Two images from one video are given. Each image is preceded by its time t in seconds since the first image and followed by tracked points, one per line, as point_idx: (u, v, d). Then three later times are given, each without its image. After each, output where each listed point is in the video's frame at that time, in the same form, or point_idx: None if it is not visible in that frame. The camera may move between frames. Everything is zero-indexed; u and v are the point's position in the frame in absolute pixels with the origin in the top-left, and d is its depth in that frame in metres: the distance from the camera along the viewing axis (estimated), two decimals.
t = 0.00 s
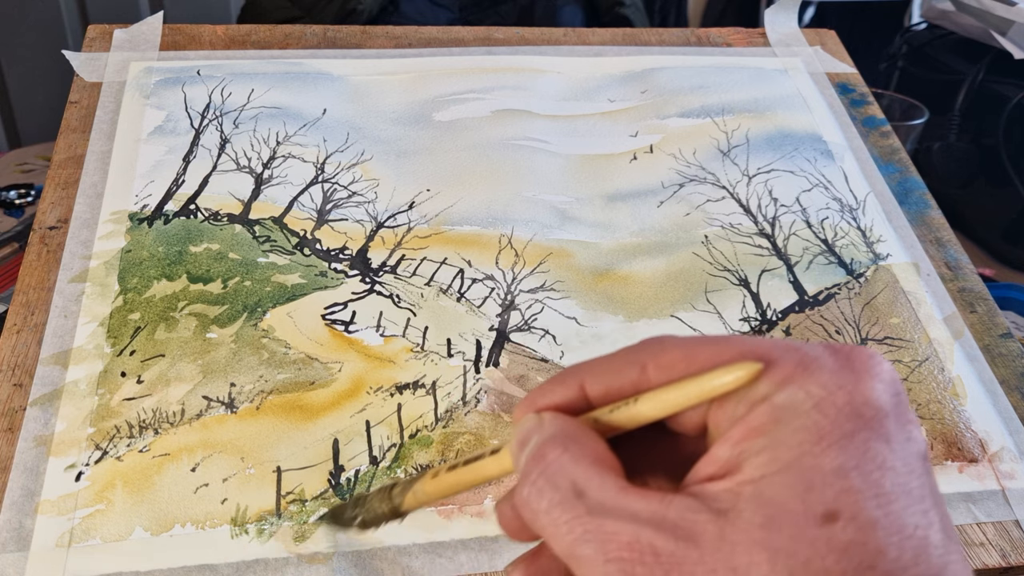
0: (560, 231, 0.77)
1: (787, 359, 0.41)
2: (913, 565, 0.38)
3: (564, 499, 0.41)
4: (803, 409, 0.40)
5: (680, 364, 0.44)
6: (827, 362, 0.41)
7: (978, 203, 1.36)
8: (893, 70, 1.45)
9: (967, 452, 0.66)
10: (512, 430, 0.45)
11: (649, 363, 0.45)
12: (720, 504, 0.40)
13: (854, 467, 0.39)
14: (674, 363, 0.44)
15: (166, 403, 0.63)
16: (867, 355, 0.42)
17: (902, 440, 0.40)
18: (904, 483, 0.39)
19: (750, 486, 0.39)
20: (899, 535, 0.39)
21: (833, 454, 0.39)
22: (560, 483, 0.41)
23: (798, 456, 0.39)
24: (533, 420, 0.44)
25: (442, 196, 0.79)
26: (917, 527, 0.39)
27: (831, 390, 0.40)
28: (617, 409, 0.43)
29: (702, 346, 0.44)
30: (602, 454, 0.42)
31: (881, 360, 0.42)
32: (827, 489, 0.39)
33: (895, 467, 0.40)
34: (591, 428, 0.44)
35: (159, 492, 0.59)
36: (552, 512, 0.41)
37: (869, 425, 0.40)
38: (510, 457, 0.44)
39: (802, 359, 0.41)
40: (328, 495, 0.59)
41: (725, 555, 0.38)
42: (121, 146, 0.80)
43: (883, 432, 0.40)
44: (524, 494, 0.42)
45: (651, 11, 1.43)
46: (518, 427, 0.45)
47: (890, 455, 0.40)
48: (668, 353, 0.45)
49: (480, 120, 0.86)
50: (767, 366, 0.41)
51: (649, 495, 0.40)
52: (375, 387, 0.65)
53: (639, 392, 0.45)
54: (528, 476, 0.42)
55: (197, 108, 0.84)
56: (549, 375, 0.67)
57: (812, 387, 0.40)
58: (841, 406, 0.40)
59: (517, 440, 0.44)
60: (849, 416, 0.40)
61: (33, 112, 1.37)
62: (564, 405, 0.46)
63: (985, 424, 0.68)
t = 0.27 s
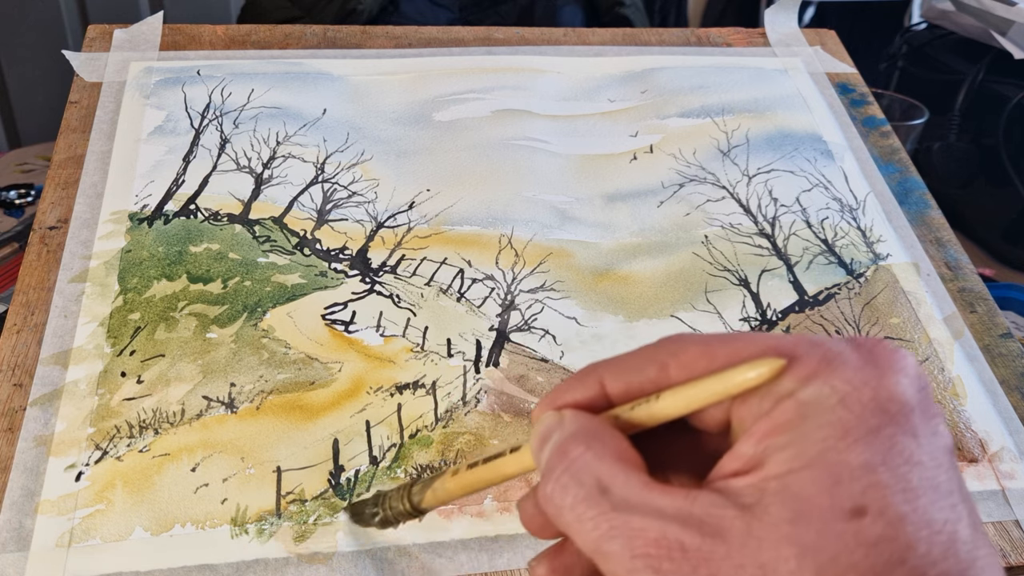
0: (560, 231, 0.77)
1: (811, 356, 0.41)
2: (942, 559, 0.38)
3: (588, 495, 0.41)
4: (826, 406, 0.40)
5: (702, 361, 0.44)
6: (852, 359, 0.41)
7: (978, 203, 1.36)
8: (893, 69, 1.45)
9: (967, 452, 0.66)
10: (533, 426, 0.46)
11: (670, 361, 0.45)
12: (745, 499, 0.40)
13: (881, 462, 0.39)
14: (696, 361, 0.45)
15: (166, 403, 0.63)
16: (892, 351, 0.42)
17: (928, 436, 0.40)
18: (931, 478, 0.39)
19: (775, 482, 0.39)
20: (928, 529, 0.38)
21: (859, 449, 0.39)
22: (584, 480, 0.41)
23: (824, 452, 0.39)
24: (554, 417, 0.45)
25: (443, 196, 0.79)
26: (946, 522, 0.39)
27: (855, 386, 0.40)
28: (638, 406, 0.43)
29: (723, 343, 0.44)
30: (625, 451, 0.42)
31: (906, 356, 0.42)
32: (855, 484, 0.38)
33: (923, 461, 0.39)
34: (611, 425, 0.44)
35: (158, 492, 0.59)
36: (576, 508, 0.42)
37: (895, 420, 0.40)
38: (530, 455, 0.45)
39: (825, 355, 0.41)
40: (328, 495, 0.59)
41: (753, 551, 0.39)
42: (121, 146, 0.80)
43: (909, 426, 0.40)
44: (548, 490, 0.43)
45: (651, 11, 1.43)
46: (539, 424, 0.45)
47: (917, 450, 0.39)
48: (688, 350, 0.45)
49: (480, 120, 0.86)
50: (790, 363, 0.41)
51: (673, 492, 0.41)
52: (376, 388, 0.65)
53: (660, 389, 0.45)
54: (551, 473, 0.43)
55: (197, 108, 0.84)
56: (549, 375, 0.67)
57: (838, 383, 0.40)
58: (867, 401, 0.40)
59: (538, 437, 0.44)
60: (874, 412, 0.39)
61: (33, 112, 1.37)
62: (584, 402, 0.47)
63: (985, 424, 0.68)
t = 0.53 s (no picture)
0: (560, 231, 0.77)
1: (866, 343, 0.42)
2: (990, 549, 0.38)
3: (636, 460, 0.41)
4: (879, 390, 0.40)
5: (755, 342, 0.46)
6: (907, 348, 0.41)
7: (977, 203, 1.36)
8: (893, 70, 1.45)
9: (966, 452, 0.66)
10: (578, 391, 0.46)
11: (723, 343, 0.47)
12: (794, 477, 0.40)
13: (932, 447, 0.39)
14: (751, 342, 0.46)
15: (166, 403, 0.63)
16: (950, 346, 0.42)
17: (982, 430, 0.40)
18: (982, 469, 0.39)
19: (823, 461, 0.39)
20: (977, 519, 0.38)
21: (911, 433, 0.39)
22: (633, 443, 0.41)
23: (876, 434, 0.39)
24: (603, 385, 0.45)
25: (442, 196, 0.79)
26: (993, 513, 0.38)
27: (910, 372, 0.40)
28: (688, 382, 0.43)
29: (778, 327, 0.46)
30: (674, 423, 0.42)
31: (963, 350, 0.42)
32: (904, 467, 0.38)
33: (973, 452, 0.39)
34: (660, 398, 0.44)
35: (158, 492, 0.59)
36: (621, 470, 0.41)
37: (949, 409, 0.39)
38: (574, 421, 0.45)
39: (881, 344, 0.42)
40: (328, 495, 0.59)
41: (796, 526, 0.38)
42: (121, 146, 0.80)
43: (963, 417, 0.40)
44: (593, 453, 0.43)
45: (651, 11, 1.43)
46: (587, 389, 0.45)
47: (969, 440, 0.39)
48: (742, 333, 0.47)
49: (480, 120, 0.86)
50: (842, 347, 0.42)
51: (721, 464, 0.40)
52: (376, 388, 0.65)
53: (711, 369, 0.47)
54: (600, 435, 0.42)
55: (197, 108, 0.84)
56: (549, 375, 0.67)
57: (891, 370, 0.41)
58: (922, 388, 0.40)
59: (585, 402, 0.45)
60: (928, 400, 0.40)
61: (33, 112, 1.37)
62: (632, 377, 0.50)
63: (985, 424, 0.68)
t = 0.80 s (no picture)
0: (560, 231, 0.77)
1: (880, 322, 0.42)
2: (1003, 522, 0.39)
3: (664, 435, 0.41)
4: (893, 368, 0.40)
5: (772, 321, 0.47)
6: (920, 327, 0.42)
7: (977, 203, 1.36)
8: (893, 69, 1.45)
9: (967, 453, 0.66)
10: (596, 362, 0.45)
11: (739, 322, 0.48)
12: (810, 453, 0.40)
13: (945, 423, 0.39)
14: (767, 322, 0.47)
15: (166, 403, 0.63)
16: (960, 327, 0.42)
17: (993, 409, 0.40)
18: (995, 444, 0.39)
19: (840, 438, 0.39)
20: (989, 492, 0.38)
21: (924, 410, 0.39)
22: (662, 418, 0.41)
23: (891, 410, 0.39)
24: (625, 355, 0.44)
25: (443, 196, 0.78)
26: (1006, 487, 0.39)
27: (921, 351, 0.41)
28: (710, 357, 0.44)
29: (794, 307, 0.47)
30: (700, 397, 0.42)
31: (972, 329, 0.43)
32: (918, 441, 0.38)
33: (985, 428, 0.39)
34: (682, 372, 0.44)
35: (158, 492, 0.59)
36: (651, 444, 0.41)
37: (961, 387, 0.40)
38: (594, 393, 0.44)
39: (895, 323, 0.42)
40: (328, 495, 0.59)
41: (814, 499, 0.38)
42: (121, 146, 0.80)
43: (975, 395, 0.40)
44: (621, 426, 0.42)
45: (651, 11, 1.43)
46: (606, 359, 0.45)
47: (981, 417, 0.39)
48: (759, 314, 0.48)
49: (480, 120, 0.86)
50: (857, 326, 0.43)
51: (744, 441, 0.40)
52: (376, 387, 0.65)
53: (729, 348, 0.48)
54: (628, 409, 0.42)
55: (197, 108, 0.84)
56: (549, 375, 0.67)
57: (905, 348, 0.41)
58: (934, 366, 0.40)
59: (604, 373, 0.44)
60: (941, 379, 0.40)
61: (33, 112, 1.37)
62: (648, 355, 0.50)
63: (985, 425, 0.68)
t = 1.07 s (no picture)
0: (560, 231, 0.77)
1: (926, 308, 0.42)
2: None
3: (704, 413, 0.40)
4: (938, 350, 0.40)
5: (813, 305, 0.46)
6: (965, 313, 0.41)
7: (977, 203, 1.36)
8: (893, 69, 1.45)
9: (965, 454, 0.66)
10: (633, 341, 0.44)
11: (781, 307, 0.48)
12: (852, 436, 0.39)
13: (992, 407, 0.37)
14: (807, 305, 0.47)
15: (166, 403, 0.63)
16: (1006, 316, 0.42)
17: None
18: None
19: (881, 421, 0.39)
20: None
21: (970, 393, 0.38)
22: (703, 396, 0.40)
23: (937, 392, 0.38)
24: (664, 334, 0.43)
25: (442, 196, 0.79)
26: None
27: (969, 335, 0.40)
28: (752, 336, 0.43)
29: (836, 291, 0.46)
30: (740, 377, 0.41)
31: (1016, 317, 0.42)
32: (962, 424, 0.37)
33: None
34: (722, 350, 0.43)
35: (158, 492, 0.59)
36: (690, 421, 0.40)
37: (1009, 372, 0.39)
38: (631, 370, 0.43)
39: (939, 310, 0.42)
40: (328, 495, 0.59)
41: (854, 479, 0.38)
42: (121, 146, 0.80)
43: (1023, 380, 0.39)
44: (659, 403, 0.41)
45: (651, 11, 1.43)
46: (647, 335, 0.43)
47: None
48: (800, 297, 0.47)
49: (480, 120, 0.86)
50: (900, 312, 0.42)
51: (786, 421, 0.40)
52: (375, 388, 0.65)
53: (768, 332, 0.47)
54: (668, 386, 0.41)
55: (197, 108, 0.84)
56: (549, 376, 0.67)
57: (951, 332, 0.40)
58: (981, 350, 0.39)
59: (643, 351, 0.43)
60: (988, 363, 0.39)
61: (33, 112, 1.37)
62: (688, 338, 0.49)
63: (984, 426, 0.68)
